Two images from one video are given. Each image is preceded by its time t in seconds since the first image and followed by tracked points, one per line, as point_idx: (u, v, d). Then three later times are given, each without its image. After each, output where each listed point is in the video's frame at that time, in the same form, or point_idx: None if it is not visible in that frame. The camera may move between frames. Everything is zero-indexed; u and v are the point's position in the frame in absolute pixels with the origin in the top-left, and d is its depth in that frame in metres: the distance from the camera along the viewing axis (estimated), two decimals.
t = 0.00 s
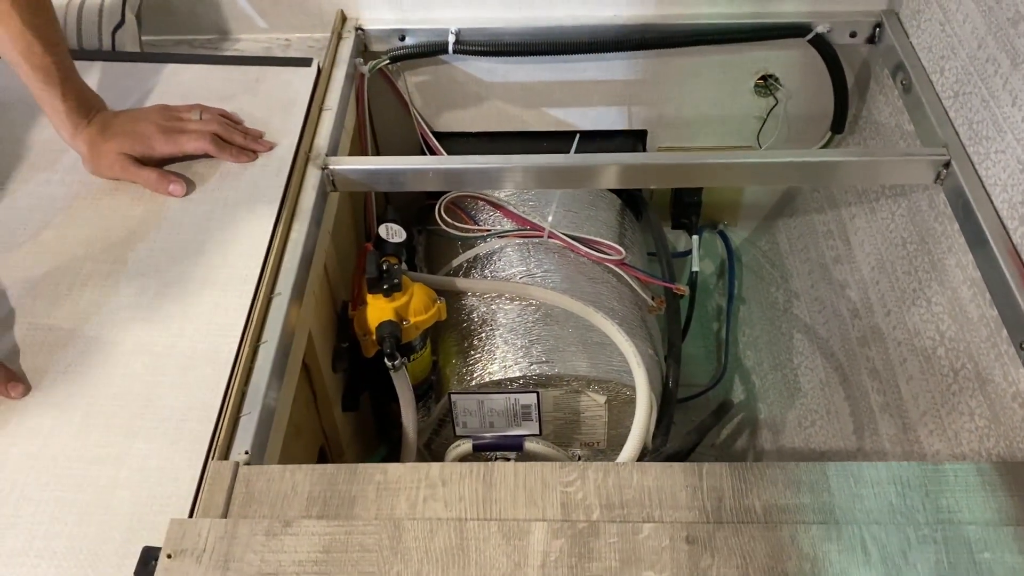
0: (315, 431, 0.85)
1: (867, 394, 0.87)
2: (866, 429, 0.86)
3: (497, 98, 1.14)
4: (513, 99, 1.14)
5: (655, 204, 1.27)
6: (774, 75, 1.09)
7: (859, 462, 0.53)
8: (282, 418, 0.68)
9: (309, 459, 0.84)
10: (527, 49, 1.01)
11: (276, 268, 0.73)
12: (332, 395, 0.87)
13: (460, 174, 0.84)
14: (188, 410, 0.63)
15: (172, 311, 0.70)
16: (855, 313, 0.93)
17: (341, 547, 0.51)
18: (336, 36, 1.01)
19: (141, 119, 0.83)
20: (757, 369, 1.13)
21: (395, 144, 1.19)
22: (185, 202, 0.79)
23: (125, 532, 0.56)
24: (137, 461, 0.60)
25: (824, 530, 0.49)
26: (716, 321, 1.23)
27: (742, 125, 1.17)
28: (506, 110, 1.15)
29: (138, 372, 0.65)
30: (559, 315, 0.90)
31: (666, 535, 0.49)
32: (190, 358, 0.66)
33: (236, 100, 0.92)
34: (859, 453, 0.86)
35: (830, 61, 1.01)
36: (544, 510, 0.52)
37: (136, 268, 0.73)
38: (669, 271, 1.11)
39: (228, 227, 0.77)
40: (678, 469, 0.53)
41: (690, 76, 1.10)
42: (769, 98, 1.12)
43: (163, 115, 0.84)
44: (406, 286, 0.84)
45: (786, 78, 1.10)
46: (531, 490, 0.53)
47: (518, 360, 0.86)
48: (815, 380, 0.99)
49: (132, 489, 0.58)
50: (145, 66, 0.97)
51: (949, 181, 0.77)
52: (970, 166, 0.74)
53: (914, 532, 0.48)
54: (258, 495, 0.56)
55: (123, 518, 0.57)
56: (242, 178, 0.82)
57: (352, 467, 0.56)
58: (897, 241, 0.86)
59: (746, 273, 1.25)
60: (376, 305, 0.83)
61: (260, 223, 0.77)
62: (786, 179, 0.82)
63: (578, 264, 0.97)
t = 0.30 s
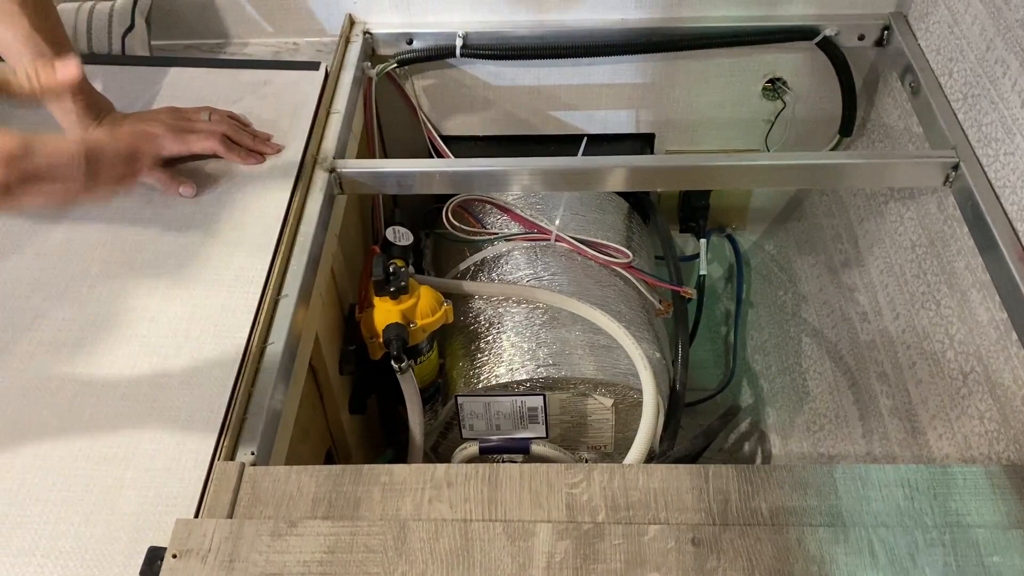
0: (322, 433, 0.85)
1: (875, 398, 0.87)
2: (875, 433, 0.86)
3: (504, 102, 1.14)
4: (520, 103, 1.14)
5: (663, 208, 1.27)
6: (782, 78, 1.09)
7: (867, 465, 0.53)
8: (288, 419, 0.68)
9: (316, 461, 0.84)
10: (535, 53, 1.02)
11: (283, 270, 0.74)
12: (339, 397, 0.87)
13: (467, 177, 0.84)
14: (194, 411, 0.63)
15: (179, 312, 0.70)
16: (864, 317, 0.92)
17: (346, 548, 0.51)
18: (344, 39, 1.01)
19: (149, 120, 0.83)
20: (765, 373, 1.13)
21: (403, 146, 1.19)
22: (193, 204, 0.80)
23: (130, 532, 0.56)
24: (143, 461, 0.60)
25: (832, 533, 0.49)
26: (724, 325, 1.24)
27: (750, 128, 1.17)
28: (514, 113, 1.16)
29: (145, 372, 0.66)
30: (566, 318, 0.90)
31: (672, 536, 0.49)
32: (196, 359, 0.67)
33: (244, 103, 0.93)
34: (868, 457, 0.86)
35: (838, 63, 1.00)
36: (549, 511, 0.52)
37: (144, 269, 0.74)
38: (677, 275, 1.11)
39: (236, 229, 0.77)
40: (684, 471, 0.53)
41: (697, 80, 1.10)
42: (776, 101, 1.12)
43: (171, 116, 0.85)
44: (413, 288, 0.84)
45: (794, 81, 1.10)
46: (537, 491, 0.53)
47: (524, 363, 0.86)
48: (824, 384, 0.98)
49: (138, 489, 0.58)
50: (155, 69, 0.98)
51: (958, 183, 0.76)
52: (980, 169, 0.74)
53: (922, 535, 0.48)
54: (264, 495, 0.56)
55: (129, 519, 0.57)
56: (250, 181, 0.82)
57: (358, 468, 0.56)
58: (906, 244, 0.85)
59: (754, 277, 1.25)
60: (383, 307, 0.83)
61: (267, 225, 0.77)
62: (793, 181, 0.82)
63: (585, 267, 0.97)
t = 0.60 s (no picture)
0: (333, 436, 0.85)
1: (886, 404, 0.86)
2: (886, 439, 0.85)
3: (514, 108, 1.15)
4: (531, 109, 1.15)
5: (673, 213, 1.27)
6: (792, 83, 1.09)
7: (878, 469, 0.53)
8: (300, 422, 0.69)
9: (327, 464, 0.84)
10: (545, 59, 1.02)
11: (295, 274, 0.75)
12: (350, 400, 0.88)
13: (477, 182, 0.84)
14: (207, 413, 0.64)
15: (192, 315, 0.71)
16: (875, 322, 0.92)
17: (357, 549, 0.51)
18: (356, 46, 1.02)
19: (164, 125, 0.84)
20: (776, 378, 1.12)
21: (413, 151, 1.20)
22: (206, 209, 0.81)
23: (143, 532, 0.57)
24: (156, 462, 0.61)
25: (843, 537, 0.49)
26: (735, 331, 1.23)
27: (760, 133, 1.17)
28: (524, 119, 1.16)
29: (159, 375, 0.67)
30: (576, 323, 0.90)
31: (682, 539, 0.49)
32: (209, 362, 0.67)
33: (257, 109, 0.94)
34: (879, 462, 0.86)
35: (849, 69, 1.00)
36: (559, 514, 0.52)
37: (158, 272, 0.75)
38: (688, 280, 1.11)
39: (249, 233, 0.78)
40: (693, 475, 0.53)
41: (707, 86, 1.10)
42: (787, 107, 1.12)
43: (185, 121, 0.86)
44: (424, 293, 0.85)
45: (804, 87, 1.10)
46: (547, 493, 0.53)
47: (534, 367, 0.86)
48: (834, 390, 0.98)
49: (151, 490, 0.59)
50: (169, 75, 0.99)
51: (969, 188, 0.76)
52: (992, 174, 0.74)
53: (933, 539, 0.48)
54: (276, 497, 0.56)
55: (141, 519, 0.58)
56: (263, 185, 0.83)
57: (369, 470, 0.57)
58: (918, 250, 0.85)
59: (765, 283, 1.24)
60: (394, 311, 0.83)
61: (279, 230, 0.78)
62: (803, 185, 0.82)
63: (595, 272, 0.97)
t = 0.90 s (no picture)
0: (346, 441, 0.86)
1: (897, 411, 0.86)
2: (896, 446, 0.85)
3: (525, 117, 1.16)
4: (541, 117, 1.16)
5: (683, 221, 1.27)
6: (802, 92, 1.10)
7: (888, 475, 0.53)
8: (314, 426, 0.70)
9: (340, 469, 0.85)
10: (556, 68, 1.03)
11: (309, 281, 0.75)
12: (363, 406, 0.88)
13: (489, 189, 0.85)
14: (222, 417, 0.65)
15: (208, 320, 0.72)
16: (886, 329, 0.92)
17: (370, 551, 0.52)
18: (369, 56, 1.03)
19: (182, 134, 0.86)
20: (787, 386, 1.12)
21: (425, 160, 1.21)
22: (222, 216, 0.82)
23: (160, 534, 0.58)
24: (173, 465, 0.62)
25: (853, 541, 0.49)
26: (745, 338, 1.24)
27: (770, 142, 1.17)
28: (535, 127, 1.17)
29: (175, 379, 0.68)
30: (587, 329, 0.91)
31: (692, 542, 0.49)
32: (225, 366, 0.68)
33: (271, 118, 0.95)
34: (889, 469, 0.85)
35: (859, 77, 1.01)
36: (570, 517, 0.53)
37: (175, 279, 0.76)
38: (699, 288, 1.11)
39: (264, 240, 0.79)
40: (704, 479, 0.53)
41: (717, 94, 1.11)
42: (796, 115, 1.12)
43: (201, 129, 0.87)
44: (436, 299, 0.86)
45: (813, 96, 1.10)
46: (559, 497, 0.54)
47: (545, 374, 0.87)
48: (845, 397, 0.98)
49: (168, 493, 0.60)
50: (185, 85, 1.01)
51: (979, 196, 0.77)
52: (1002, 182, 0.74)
53: (945, 543, 0.49)
54: (290, 500, 0.57)
55: (158, 521, 0.58)
56: (278, 192, 0.84)
57: (382, 473, 0.57)
58: (928, 257, 0.85)
59: (775, 291, 1.24)
60: (406, 318, 0.84)
61: (294, 236, 0.79)
62: (813, 193, 0.82)
63: (606, 279, 0.98)
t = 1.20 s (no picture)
0: (355, 451, 0.87)
1: (905, 422, 0.86)
2: (904, 457, 0.85)
3: (533, 129, 1.17)
4: (550, 130, 1.17)
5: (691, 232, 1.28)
6: (809, 105, 1.10)
7: (894, 484, 0.53)
8: (325, 435, 0.71)
9: (350, 478, 0.86)
10: (566, 81, 1.05)
11: (321, 293, 0.76)
12: (373, 415, 0.89)
13: (498, 202, 0.86)
14: (236, 425, 0.66)
15: (221, 330, 0.73)
16: (893, 340, 0.92)
17: (382, 558, 0.52)
18: (380, 70, 1.04)
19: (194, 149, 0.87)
20: (795, 398, 1.12)
21: (435, 172, 1.23)
22: (235, 227, 0.83)
23: (174, 541, 0.58)
24: (187, 473, 0.63)
25: (861, 551, 0.49)
26: (754, 350, 1.24)
27: (778, 154, 1.18)
28: (544, 140, 1.19)
29: (189, 388, 0.69)
30: (596, 340, 0.92)
31: (700, 551, 0.50)
32: (238, 375, 0.69)
33: (284, 130, 0.96)
34: (898, 481, 0.86)
35: (865, 90, 1.02)
36: (579, 525, 0.53)
37: (189, 289, 0.77)
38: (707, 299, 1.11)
39: (277, 251, 0.80)
40: (711, 488, 0.54)
41: (724, 107, 1.12)
42: (804, 128, 1.13)
43: (214, 142, 0.89)
44: (445, 310, 0.87)
45: (820, 108, 1.11)
46: (568, 506, 0.54)
47: (554, 384, 0.87)
48: (853, 409, 0.98)
49: (182, 500, 0.61)
50: (199, 98, 1.02)
51: (985, 209, 0.77)
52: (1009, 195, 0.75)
53: (951, 553, 0.49)
54: (302, 508, 0.58)
55: (172, 529, 0.59)
56: (290, 204, 0.85)
57: (393, 482, 0.58)
58: (935, 269, 0.86)
59: (784, 302, 1.25)
60: (416, 329, 0.85)
61: (307, 248, 0.80)
62: (819, 205, 0.83)
63: (614, 290, 0.98)
